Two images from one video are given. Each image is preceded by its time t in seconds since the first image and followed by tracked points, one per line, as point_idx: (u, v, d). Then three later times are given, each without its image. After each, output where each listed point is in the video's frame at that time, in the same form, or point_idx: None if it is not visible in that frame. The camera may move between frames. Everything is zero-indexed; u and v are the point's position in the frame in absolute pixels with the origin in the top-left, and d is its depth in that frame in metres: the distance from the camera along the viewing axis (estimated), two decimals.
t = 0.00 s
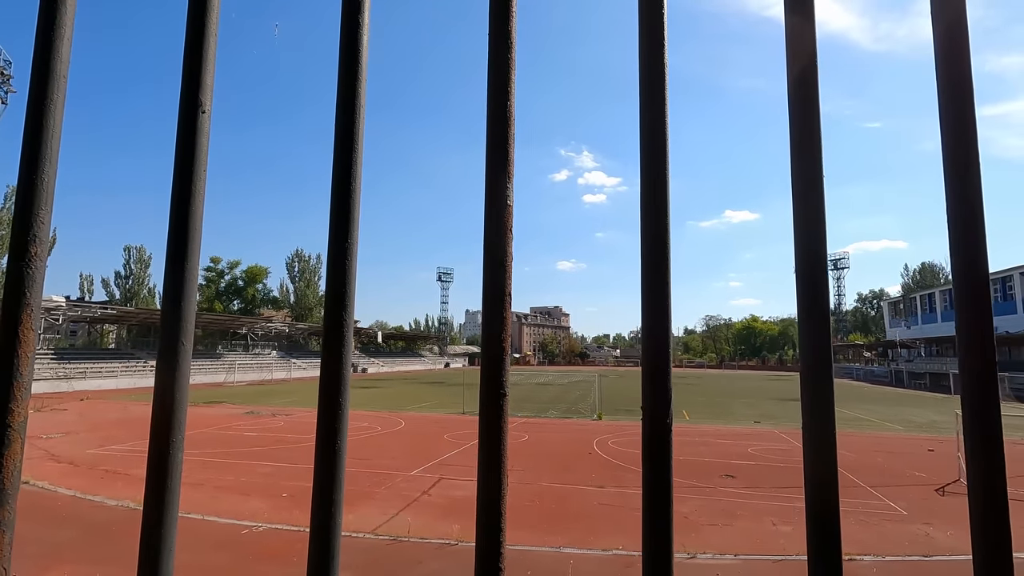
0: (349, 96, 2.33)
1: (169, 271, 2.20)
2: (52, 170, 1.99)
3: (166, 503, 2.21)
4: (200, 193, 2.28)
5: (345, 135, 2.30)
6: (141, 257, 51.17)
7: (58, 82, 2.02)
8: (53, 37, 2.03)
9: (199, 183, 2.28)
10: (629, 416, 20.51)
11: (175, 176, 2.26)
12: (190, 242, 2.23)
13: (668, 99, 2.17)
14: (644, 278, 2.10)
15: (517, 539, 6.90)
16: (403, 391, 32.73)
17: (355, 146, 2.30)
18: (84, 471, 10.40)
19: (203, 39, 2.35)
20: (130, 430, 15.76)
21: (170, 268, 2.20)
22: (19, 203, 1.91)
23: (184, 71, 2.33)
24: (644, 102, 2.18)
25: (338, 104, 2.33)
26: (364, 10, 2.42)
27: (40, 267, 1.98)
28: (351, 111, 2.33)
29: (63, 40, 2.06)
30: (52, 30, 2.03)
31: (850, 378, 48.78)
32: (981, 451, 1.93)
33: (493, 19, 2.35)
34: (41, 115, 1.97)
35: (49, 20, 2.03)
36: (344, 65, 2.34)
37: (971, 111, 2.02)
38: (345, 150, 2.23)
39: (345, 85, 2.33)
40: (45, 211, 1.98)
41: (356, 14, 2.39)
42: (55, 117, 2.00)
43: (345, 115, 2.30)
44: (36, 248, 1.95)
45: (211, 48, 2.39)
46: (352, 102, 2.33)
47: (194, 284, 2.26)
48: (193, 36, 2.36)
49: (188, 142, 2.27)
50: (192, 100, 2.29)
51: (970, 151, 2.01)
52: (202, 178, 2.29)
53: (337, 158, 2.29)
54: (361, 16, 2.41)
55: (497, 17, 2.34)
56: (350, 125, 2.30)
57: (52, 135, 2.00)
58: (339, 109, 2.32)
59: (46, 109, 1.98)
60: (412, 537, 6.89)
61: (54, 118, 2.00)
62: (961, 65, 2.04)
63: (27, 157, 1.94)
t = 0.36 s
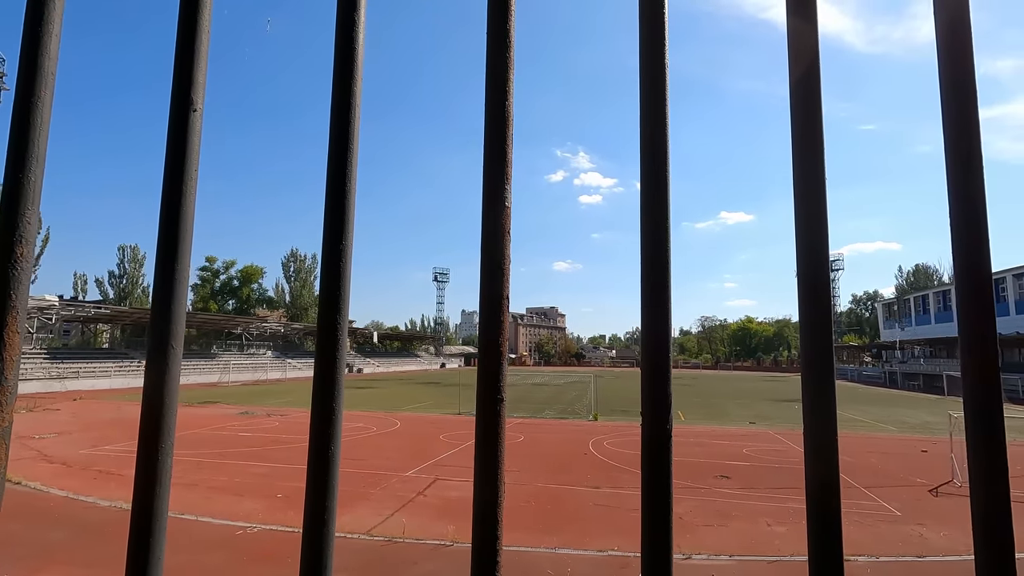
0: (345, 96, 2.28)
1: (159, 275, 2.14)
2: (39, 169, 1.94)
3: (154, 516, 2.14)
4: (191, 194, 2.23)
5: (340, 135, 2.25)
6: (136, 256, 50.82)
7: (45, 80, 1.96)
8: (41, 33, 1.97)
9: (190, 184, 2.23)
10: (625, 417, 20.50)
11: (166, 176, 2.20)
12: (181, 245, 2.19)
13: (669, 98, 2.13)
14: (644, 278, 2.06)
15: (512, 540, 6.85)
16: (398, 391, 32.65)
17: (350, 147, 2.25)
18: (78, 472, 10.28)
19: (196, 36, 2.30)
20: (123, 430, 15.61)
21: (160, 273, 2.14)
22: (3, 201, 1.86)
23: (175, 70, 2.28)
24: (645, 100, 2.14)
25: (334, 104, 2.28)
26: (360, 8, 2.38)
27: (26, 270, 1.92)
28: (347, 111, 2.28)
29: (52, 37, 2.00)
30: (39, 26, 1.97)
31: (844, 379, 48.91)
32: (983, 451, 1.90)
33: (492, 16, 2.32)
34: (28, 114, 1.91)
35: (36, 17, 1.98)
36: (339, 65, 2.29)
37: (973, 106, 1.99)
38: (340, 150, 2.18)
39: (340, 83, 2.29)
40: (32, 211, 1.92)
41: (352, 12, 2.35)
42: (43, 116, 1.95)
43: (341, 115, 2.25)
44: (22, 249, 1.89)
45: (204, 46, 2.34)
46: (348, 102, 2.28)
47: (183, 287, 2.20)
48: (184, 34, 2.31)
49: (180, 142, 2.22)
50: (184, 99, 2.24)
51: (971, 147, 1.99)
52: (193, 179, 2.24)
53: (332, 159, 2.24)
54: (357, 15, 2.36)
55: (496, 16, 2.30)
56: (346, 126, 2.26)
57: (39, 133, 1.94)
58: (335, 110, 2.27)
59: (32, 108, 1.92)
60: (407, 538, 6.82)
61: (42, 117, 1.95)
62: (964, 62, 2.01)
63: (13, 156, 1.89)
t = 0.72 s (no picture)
0: (343, 96, 2.27)
1: (154, 276, 2.13)
2: (32, 169, 1.92)
3: (148, 517, 2.12)
4: (187, 193, 2.21)
5: (338, 135, 2.24)
6: (131, 256, 50.57)
7: (40, 78, 1.94)
8: (35, 31, 1.95)
9: (185, 184, 2.21)
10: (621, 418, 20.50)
11: (161, 176, 2.18)
12: (176, 244, 2.17)
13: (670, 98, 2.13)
14: (643, 279, 2.05)
15: (508, 541, 6.82)
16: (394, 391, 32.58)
17: (347, 148, 2.24)
18: (71, 473, 10.20)
19: (191, 33, 2.29)
20: (117, 431, 15.51)
21: (155, 274, 2.12)
22: None
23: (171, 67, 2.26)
24: (643, 101, 2.13)
25: (332, 103, 2.27)
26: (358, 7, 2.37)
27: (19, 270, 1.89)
28: (345, 111, 2.27)
29: (46, 35, 1.98)
30: (33, 23, 1.95)
31: (839, 380, 49.01)
32: (979, 451, 1.91)
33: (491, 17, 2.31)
34: (21, 113, 1.89)
35: (31, 15, 1.96)
36: (337, 65, 2.28)
37: (971, 111, 2.01)
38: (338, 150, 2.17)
39: (337, 84, 2.27)
40: (25, 211, 1.90)
41: (350, 12, 2.34)
42: (37, 115, 1.92)
43: (339, 114, 2.24)
44: (15, 249, 1.86)
45: (200, 44, 2.32)
46: (345, 103, 2.27)
47: (179, 288, 2.18)
48: (181, 34, 2.29)
49: (174, 142, 2.20)
50: (179, 98, 2.22)
51: (970, 150, 2.00)
52: (188, 179, 2.22)
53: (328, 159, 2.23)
54: (354, 16, 2.35)
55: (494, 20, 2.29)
56: (343, 126, 2.25)
57: (32, 132, 1.92)
58: (332, 111, 2.26)
59: (26, 106, 1.90)
60: (403, 539, 6.79)
61: (35, 116, 1.93)
62: (960, 64, 2.04)
63: (6, 154, 1.86)
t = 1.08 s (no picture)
0: (348, 99, 2.27)
1: (158, 280, 2.12)
2: (36, 173, 1.91)
3: (153, 519, 2.12)
4: (192, 196, 2.22)
5: (342, 139, 2.24)
6: (126, 255, 50.39)
7: (44, 83, 1.94)
8: (39, 34, 1.94)
9: (190, 188, 2.21)
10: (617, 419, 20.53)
11: (166, 179, 2.18)
12: (181, 246, 2.17)
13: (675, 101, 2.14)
14: (647, 282, 2.06)
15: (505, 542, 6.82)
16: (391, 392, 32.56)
17: (352, 152, 2.24)
18: (66, 473, 10.16)
19: (196, 37, 2.29)
20: (112, 431, 15.44)
21: (159, 277, 2.12)
22: None
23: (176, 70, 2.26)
24: (648, 105, 2.13)
25: (337, 106, 2.27)
26: (363, 10, 2.37)
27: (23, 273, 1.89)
28: (350, 113, 2.27)
29: (50, 38, 1.98)
30: (37, 27, 1.95)
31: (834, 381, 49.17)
32: (979, 454, 1.93)
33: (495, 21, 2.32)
34: (26, 117, 1.89)
35: (35, 19, 1.96)
36: (342, 68, 2.28)
37: (972, 115, 2.03)
38: (343, 154, 2.17)
39: (342, 87, 2.27)
40: (29, 215, 1.89)
41: (355, 16, 2.35)
42: (40, 119, 1.92)
43: (343, 118, 2.24)
44: (19, 252, 1.86)
45: (205, 48, 2.33)
46: (351, 107, 2.27)
47: (183, 292, 2.18)
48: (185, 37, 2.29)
49: (180, 145, 2.20)
50: (185, 101, 2.23)
51: (971, 153, 2.02)
52: (193, 183, 2.22)
53: (333, 163, 2.23)
54: (359, 21, 2.36)
55: (499, 23, 2.30)
56: (348, 129, 2.25)
57: (36, 136, 1.92)
58: (337, 113, 2.26)
59: (31, 110, 1.90)
60: (399, 540, 6.79)
61: (40, 120, 1.93)
62: (961, 67, 2.06)
63: (10, 159, 1.86)
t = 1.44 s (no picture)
0: (345, 100, 2.28)
1: (156, 280, 2.13)
2: (33, 173, 1.92)
3: (149, 519, 2.13)
4: (189, 197, 2.23)
5: (339, 140, 2.26)
6: (122, 255, 50.19)
7: (42, 82, 1.95)
8: (37, 34, 1.95)
9: (188, 188, 2.22)
10: (614, 420, 20.56)
11: (163, 178, 2.19)
12: (178, 246, 2.17)
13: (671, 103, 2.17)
14: (641, 282, 2.08)
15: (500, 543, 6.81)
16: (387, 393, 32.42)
17: (349, 153, 2.26)
18: (61, 474, 10.11)
19: (194, 38, 2.30)
20: (107, 432, 15.37)
21: (157, 277, 2.13)
22: None
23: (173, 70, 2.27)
24: (643, 105, 2.15)
25: (334, 106, 2.29)
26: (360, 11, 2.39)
27: (19, 272, 1.89)
28: (348, 113, 2.29)
29: (48, 38, 1.98)
30: (36, 27, 1.96)
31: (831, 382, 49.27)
32: (969, 454, 1.96)
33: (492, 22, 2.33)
34: (23, 118, 1.90)
35: (33, 19, 1.97)
36: (339, 69, 2.30)
37: (963, 117, 2.06)
38: (341, 154, 2.18)
39: (340, 89, 2.29)
40: (25, 215, 1.89)
41: (352, 17, 2.36)
42: (38, 119, 1.93)
43: (341, 118, 2.26)
44: (16, 251, 1.86)
45: (203, 48, 2.34)
46: (347, 108, 2.28)
47: (180, 291, 2.18)
48: (182, 39, 2.30)
49: (178, 145, 2.21)
50: (182, 101, 2.24)
51: (961, 154, 2.06)
52: (190, 182, 2.23)
53: (331, 162, 2.25)
54: (357, 22, 2.37)
55: (496, 26, 2.32)
56: (345, 130, 2.26)
57: (34, 135, 1.92)
58: (334, 114, 2.27)
59: (27, 109, 1.91)
60: (397, 541, 6.79)
61: (37, 120, 1.93)
62: (954, 68, 2.08)
63: (8, 158, 1.87)
